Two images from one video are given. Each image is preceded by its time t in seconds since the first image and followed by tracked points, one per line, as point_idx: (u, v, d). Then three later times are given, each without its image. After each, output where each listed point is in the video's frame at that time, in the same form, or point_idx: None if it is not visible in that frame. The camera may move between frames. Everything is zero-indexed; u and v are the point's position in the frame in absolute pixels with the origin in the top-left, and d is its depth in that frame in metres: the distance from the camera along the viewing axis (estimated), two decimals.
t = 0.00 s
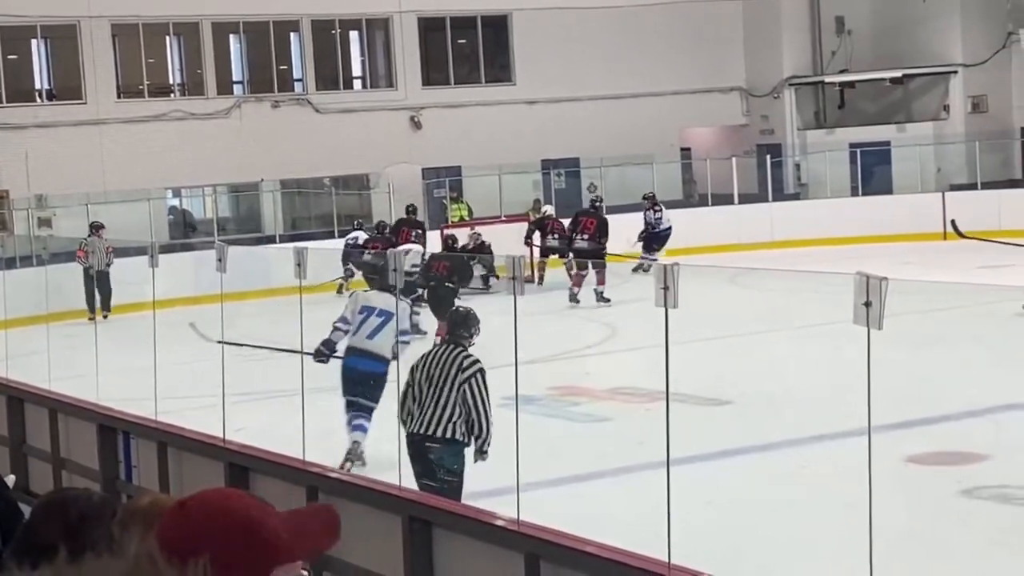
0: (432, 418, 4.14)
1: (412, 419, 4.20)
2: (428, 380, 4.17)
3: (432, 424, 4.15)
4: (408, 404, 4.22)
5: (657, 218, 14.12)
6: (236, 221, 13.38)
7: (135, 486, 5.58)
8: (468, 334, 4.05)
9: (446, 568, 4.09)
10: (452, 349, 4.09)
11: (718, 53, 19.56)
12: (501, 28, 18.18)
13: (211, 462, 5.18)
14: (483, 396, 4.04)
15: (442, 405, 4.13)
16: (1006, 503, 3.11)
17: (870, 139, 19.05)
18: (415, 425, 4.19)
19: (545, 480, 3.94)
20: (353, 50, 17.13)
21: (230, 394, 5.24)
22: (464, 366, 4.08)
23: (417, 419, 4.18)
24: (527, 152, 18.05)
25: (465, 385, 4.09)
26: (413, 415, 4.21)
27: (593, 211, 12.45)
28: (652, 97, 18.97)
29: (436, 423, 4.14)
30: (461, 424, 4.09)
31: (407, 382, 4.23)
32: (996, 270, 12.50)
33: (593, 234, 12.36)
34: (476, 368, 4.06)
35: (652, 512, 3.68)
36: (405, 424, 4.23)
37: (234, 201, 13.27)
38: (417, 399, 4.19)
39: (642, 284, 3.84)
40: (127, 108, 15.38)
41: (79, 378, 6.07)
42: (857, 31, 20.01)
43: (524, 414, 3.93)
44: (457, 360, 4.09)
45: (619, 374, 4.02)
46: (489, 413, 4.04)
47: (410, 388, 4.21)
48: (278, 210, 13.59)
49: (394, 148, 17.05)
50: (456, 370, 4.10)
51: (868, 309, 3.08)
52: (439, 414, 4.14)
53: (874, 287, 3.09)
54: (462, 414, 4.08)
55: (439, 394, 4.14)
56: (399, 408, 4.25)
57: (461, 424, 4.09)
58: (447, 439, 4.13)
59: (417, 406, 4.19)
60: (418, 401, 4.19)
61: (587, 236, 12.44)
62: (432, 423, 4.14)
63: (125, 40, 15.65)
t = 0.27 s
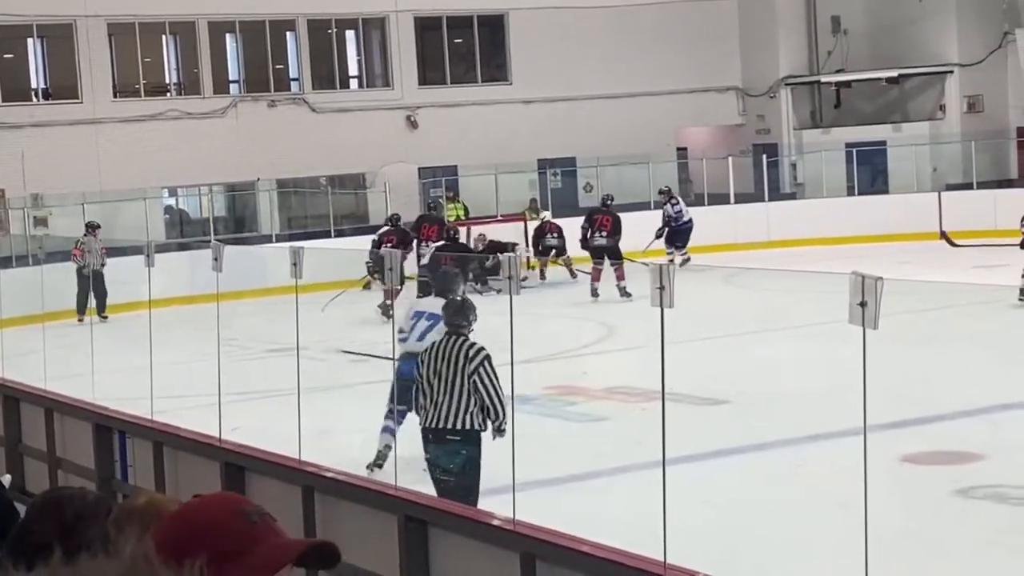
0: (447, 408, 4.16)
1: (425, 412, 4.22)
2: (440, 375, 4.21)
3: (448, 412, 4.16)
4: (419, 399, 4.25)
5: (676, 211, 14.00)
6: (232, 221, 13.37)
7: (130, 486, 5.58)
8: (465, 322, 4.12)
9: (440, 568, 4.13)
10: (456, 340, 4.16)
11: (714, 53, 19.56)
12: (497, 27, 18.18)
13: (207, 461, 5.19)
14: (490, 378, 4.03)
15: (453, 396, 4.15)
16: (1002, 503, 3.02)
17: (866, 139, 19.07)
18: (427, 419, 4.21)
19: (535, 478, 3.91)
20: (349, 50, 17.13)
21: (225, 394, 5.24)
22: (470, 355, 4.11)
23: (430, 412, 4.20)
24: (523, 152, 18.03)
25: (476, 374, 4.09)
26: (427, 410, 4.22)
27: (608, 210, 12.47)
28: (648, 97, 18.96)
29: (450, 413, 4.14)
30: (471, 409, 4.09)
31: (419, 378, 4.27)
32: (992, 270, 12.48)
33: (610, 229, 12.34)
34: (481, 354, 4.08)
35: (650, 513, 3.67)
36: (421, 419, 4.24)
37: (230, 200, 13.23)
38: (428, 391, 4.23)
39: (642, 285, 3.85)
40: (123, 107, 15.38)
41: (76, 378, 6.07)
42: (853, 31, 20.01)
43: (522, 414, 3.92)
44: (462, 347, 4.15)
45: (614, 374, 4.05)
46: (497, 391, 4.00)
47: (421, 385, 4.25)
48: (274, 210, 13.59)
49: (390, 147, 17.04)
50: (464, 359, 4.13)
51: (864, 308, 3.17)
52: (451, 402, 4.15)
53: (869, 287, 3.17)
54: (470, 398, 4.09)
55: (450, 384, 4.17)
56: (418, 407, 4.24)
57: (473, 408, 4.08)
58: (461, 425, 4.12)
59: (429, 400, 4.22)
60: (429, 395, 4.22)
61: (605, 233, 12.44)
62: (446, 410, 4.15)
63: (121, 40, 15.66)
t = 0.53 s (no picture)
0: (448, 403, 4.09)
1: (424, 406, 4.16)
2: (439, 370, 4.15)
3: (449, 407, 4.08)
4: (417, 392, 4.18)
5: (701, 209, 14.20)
6: (224, 220, 13.36)
7: (121, 485, 5.58)
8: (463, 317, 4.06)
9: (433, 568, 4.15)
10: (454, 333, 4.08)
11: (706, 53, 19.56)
12: (490, 27, 18.18)
13: (198, 461, 5.20)
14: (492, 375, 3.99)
15: (453, 391, 4.09)
16: (994, 503, 3.05)
17: (859, 139, 19.03)
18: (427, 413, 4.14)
19: (530, 478, 3.93)
20: (342, 50, 17.13)
21: (218, 395, 5.25)
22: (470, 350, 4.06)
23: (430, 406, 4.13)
24: (516, 152, 18.01)
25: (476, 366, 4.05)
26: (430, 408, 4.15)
27: (609, 206, 12.70)
28: (640, 97, 18.96)
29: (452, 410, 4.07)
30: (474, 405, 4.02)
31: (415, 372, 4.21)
32: (985, 270, 12.52)
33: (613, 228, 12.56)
34: (482, 349, 4.02)
35: (639, 513, 3.69)
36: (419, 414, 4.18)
37: (222, 200, 13.20)
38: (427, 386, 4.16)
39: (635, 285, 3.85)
40: (115, 106, 15.34)
41: (67, 378, 6.07)
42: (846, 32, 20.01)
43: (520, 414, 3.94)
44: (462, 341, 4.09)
45: (603, 373, 4.11)
46: (502, 388, 3.98)
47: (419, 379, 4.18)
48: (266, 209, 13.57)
49: (383, 147, 17.03)
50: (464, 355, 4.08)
51: (855, 309, 3.18)
52: (450, 397, 4.08)
53: (860, 287, 3.19)
54: (471, 394, 4.03)
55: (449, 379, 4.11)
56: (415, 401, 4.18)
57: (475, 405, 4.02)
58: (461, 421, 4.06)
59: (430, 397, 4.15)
60: (428, 389, 4.14)
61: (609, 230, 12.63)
62: (446, 405, 4.08)
63: (113, 38, 15.64)
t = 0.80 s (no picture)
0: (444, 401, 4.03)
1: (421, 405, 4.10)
2: (438, 366, 4.12)
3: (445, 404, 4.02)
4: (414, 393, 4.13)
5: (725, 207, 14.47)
6: (211, 221, 13.35)
7: (107, 487, 5.58)
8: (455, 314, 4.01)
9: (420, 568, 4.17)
10: (448, 330, 4.04)
11: (692, 55, 19.55)
12: (477, 28, 18.16)
13: (184, 462, 5.19)
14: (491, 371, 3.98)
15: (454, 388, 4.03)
16: (978, 504, 3.08)
17: (845, 142, 19.03)
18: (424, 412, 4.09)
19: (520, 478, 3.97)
20: (328, 51, 17.11)
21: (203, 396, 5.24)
22: (468, 343, 4.00)
23: (425, 405, 4.08)
24: (502, 154, 18.00)
25: (476, 360, 4.02)
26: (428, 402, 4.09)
27: (608, 205, 12.75)
28: (626, 99, 18.96)
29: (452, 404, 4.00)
30: (470, 400, 3.96)
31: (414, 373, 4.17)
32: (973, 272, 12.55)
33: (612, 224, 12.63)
34: (480, 343, 3.97)
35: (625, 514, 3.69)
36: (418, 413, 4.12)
37: (209, 202, 13.21)
38: (424, 386, 4.11)
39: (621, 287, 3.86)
40: (101, 106, 15.31)
41: (53, 379, 6.07)
42: (832, 34, 20.02)
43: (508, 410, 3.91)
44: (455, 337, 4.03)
45: (595, 374, 4.08)
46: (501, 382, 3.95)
47: (417, 379, 4.14)
48: (253, 209, 13.57)
49: (369, 147, 17.01)
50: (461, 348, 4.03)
51: (841, 311, 3.18)
52: (448, 393, 4.02)
53: (847, 289, 3.19)
54: (468, 387, 3.98)
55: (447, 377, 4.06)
56: (410, 397, 4.15)
57: (473, 399, 3.96)
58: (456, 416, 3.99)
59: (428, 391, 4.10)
60: (427, 386, 4.10)
61: (609, 228, 12.66)
62: (441, 401, 4.02)
63: (100, 38, 15.61)
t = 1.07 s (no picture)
0: (434, 397, 4.05)
1: (412, 401, 4.13)
2: (421, 362, 4.12)
3: (435, 400, 4.05)
4: (405, 389, 4.16)
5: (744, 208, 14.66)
6: (192, 222, 13.31)
7: (84, 488, 5.55)
8: (441, 311, 4.02)
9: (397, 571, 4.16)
10: (433, 329, 4.05)
11: (673, 58, 19.57)
12: (458, 30, 18.13)
13: (163, 463, 5.18)
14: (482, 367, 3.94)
15: (443, 383, 4.03)
16: (957, 508, 3.10)
17: (825, 145, 19.02)
18: (414, 408, 4.12)
19: (502, 480, 3.99)
20: (309, 52, 17.07)
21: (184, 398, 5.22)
22: (457, 342, 4.00)
23: (416, 402, 4.11)
24: (482, 156, 18.00)
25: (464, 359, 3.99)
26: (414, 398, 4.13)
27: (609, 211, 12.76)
28: (606, 102, 18.98)
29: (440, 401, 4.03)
30: (458, 396, 3.98)
31: (402, 368, 4.18)
32: (953, 276, 12.60)
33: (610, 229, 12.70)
34: (466, 342, 3.98)
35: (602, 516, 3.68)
36: (409, 408, 4.15)
37: (189, 203, 13.21)
38: (415, 381, 4.13)
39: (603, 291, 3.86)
40: (81, 107, 15.25)
41: (31, 379, 6.04)
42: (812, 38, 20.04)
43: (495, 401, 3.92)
44: (442, 334, 4.04)
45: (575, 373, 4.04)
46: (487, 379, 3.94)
47: (406, 374, 4.16)
48: (231, 211, 13.46)
49: (349, 148, 16.99)
50: (448, 345, 4.03)
51: (820, 315, 3.17)
52: (437, 390, 4.04)
53: (826, 292, 3.16)
54: (458, 385, 3.98)
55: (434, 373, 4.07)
56: (396, 393, 4.22)
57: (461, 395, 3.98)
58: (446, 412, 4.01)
59: (414, 388, 4.13)
60: (413, 384, 4.13)
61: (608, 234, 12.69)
62: (427, 397, 4.07)
63: (80, 39, 15.51)
